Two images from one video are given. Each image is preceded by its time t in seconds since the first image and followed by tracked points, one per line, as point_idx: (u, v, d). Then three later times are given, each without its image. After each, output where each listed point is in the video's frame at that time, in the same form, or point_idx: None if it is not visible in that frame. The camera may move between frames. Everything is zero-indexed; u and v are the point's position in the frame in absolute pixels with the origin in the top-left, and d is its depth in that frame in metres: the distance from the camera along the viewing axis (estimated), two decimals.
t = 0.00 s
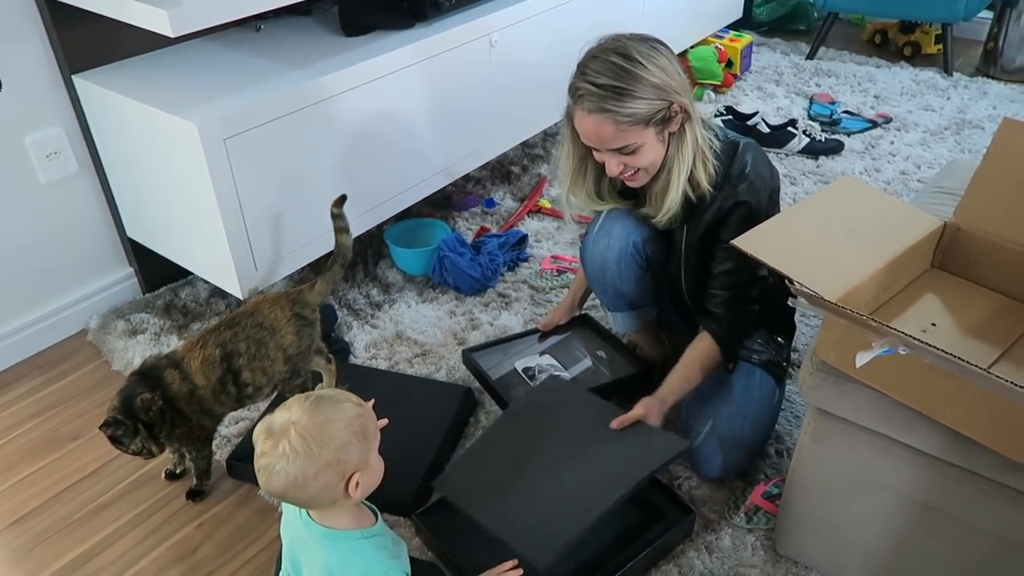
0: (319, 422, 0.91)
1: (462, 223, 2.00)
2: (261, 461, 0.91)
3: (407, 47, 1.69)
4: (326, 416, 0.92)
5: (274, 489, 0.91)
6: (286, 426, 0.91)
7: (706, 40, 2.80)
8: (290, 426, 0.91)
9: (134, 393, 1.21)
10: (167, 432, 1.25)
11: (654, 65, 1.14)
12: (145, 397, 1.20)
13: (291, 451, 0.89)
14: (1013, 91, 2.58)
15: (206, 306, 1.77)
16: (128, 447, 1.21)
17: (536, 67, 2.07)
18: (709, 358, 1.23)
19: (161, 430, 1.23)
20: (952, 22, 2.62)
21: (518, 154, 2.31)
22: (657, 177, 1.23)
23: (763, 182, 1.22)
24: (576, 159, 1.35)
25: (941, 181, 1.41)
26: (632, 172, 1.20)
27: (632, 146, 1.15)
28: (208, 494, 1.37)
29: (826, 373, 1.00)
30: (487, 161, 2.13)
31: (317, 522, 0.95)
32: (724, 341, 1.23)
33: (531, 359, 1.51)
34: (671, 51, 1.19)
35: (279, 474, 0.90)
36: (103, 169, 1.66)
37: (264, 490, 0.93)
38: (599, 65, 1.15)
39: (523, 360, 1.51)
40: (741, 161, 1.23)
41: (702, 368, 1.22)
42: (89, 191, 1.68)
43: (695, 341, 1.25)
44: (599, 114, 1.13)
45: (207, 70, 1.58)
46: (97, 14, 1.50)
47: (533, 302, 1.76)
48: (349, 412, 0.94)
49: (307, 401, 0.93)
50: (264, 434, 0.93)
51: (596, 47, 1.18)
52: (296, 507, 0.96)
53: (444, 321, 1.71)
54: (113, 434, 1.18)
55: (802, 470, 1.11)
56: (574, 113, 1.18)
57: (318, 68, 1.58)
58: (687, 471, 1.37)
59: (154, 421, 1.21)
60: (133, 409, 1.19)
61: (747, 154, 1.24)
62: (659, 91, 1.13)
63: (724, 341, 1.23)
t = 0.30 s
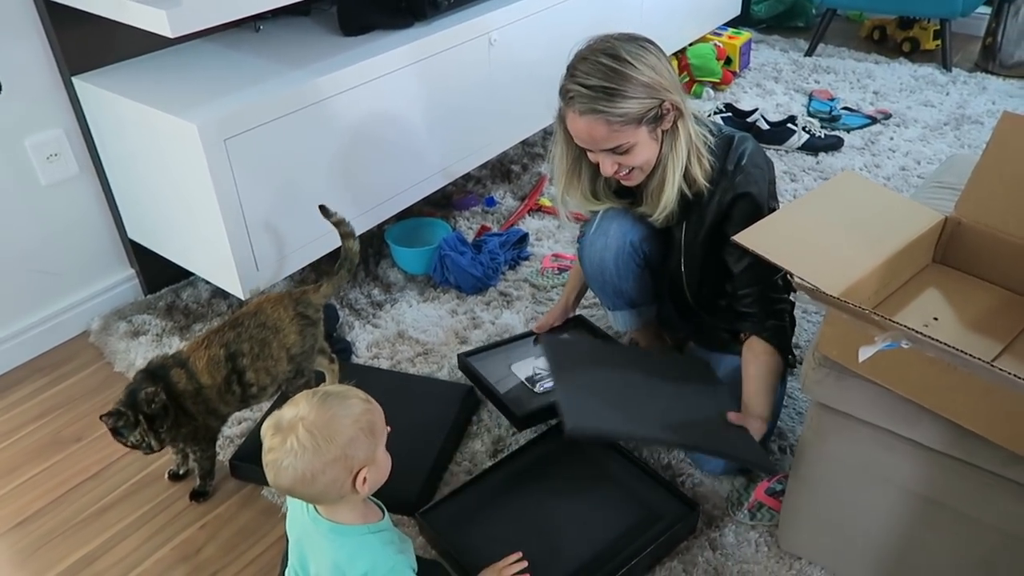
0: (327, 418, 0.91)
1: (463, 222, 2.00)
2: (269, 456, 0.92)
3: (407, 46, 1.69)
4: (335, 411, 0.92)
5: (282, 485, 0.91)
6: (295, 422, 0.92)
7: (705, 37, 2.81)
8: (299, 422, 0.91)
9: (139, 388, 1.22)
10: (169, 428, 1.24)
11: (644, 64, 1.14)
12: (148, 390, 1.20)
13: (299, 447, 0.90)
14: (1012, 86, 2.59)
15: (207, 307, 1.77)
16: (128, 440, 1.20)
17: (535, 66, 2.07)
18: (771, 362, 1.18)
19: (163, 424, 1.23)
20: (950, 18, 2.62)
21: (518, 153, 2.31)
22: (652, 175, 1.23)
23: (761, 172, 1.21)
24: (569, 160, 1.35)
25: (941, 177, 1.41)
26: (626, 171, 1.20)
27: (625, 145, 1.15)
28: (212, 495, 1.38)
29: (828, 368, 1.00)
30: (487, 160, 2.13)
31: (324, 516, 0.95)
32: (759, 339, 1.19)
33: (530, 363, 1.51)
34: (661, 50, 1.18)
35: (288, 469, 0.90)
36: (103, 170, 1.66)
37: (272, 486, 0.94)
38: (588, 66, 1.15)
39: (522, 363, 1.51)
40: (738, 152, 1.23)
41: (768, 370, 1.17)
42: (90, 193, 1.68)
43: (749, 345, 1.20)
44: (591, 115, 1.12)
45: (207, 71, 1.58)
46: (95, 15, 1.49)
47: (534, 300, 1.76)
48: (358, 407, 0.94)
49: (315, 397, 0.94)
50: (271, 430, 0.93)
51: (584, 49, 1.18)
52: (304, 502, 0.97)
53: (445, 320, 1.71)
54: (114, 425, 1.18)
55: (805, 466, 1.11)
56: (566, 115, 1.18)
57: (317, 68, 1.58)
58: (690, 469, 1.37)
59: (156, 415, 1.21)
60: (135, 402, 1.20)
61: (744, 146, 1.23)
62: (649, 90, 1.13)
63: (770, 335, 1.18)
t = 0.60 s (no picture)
0: (342, 399, 0.92)
1: (472, 211, 2.00)
2: (284, 432, 0.93)
3: (416, 34, 1.68)
4: (351, 394, 0.92)
5: (294, 461, 0.92)
6: (311, 400, 0.92)
7: (715, 25, 2.79)
8: (313, 401, 0.92)
9: (150, 376, 1.23)
10: (176, 417, 1.24)
11: (648, 57, 1.13)
12: (157, 377, 1.21)
13: (311, 425, 0.90)
14: None
15: (218, 296, 1.77)
16: (134, 426, 1.21)
17: (544, 55, 2.06)
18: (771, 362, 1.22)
19: (171, 413, 1.23)
20: (964, 4, 2.60)
21: (527, 143, 2.30)
22: (659, 170, 1.22)
23: (770, 166, 1.21)
24: (575, 155, 1.32)
25: (955, 163, 1.40)
26: (633, 166, 1.20)
27: (631, 140, 1.14)
28: (224, 482, 1.38)
29: (841, 355, 0.99)
30: (496, 149, 2.13)
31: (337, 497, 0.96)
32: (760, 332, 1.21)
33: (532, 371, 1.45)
34: (666, 43, 1.17)
35: (299, 446, 0.91)
36: (114, 161, 1.67)
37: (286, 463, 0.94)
38: (592, 60, 1.13)
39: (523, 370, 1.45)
40: (747, 145, 1.23)
41: (765, 371, 1.21)
42: (101, 183, 1.69)
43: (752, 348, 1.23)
44: (595, 110, 1.12)
45: (216, 60, 1.58)
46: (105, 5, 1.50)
47: (544, 289, 1.76)
48: (376, 393, 0.94)
49: (333, 378, 0.94)
50: (288, 406, 0.94)
51: (588, 43, 1.17)
52: (318, 482, 0.98)
53: (455, 309, 1.71)
54: (122, 411, 1.19)
55: (817, 453, 1.11)
56: (570, 111, 1.17)
57: (326, 57, 1.57)
58: (700, 456, 1.37)
59: (164, 403, 1.21)
60: (144, 389, 1.20)
61: (752, 139, 1.24)
62: (655, 84, 1.12)
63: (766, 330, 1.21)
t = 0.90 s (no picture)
0: (351, 385, 0.92)
1: (477, 197, 2.00)
2: (292, 409, 0.94)
3: (415, 22, 1.66)
4: (362, 383, 0.92)
5: (297, 436, 0.93)
6: (321, 379, 0.93)
7: (723, 12, 2.77)
8: (323, 384, 0.92)
9: (158, 356, 1.23)
10: (183, 398, 1.25)
11: (659, 58, 1.08)
12: (164, 358, 1.21)
13: (318, 405, 0.91)
14: None
15: (223, 279, 1.78)
16: (140, 406, 1.21)
17: (551, 40, 2.05)
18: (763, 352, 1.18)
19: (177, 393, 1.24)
20: None
21: (533, 128, 2.29)
22: (668, 173, 1.19)
23: (779, 165, 1.19)
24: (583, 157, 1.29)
25: (963, 151, 1.39)
26: (642, 170, 1.16)
27: (643, 144, 1.10)
28: (228, 463, 1.39)
29: (845, 341, 1.00)
30: (502, 135, 2.12)
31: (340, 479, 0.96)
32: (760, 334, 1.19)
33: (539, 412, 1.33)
34: (676, 42, 1.13)
35: (303, 424, 0.92)
36: (121, 143, 1.67)
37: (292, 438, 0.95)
38: (601, 62, 1.09)
39: (528, 412, 1.33)
40: (756, 143, 1.20)
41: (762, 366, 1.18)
42: (107, 166, 1.69)
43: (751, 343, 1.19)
44: (605, 114, 1.07)
45: (223, 42, 1.57)
46: None
47: (549, 274, 1.76)
48: (388, 385, 0.93)
49: (349, 361, 0.94)
50: (302, 380, 0.95)
51: (596, 44, 1.13)
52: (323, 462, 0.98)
53: (460, 294, 1.72)
54: (128, 390, 1.19)
55: (820, 439, 1.11)
56: (578, 115, 1.13)
57: (332, 40, 1.57)
58: (704, 442, 1.37)
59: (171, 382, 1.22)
60: (151, 368, 1.21)
61: (762, 135, 1.21)
62: (667, 86, 1.08)
63: (767, 329, 1.19)
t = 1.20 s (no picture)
0: (361, 392, 0.92)
1: (481, 192, 2.00)
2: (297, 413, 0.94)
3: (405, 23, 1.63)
4: (371, 390, 0.92)
5: (303, 442, 0.92)
6: (331, 385, 0.93)
7: (729, 10, 2.77)
8: (332, 390, 0.92)
9: (160, 348, 1.24)
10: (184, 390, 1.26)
11: (663, 78, 1.06)
12: (167, 350, 1.22)
13: (326, 411, 0.91)
14: None
15: (226, 271, 1.78)
16: (144, 397, 1.22)
17: (556, 37, 2.05)
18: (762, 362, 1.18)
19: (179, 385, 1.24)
20: None
21: (537, 124, 2.30)
22: (673, 193, 1.16)
23: (784, 177, 1.19)
24: (585, 181, 1.22)
25: (966, 153, 1.39)
26: (647, 192, 1.13)
27: (649, 167, 1.08)
28: (230, 455, 1.40)
29: (844, 343, 1.00)
30: (507, 130, 2.12)
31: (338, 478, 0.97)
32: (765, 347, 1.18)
33: (541, 455, 1.25)
34: (679, 61, 1.10)
35: (310, 431, 0.91)
36: (125, 134, 1.67)
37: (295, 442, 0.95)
38: (604, 84, 1.06)
39: (530, 455, 1.25)
40: (761, 155, 1.19)
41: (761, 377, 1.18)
42: (112, 157, 1.70)
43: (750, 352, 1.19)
44: (611, 138, 1.05)
45: (229, 35, 1.58)
46: None
47: (551, 271, 1.76)
48: (395, 392, 0.94)
49: (359, 367, 0.94)
50: (309, 384, 0.94)
51: (597, 65, 1.09)
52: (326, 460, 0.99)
53: (462, 290, 1.72)
54: (131, 381, 1.20)
55: (819, 440, 1.11)
56: (581, 137, 1.10)
57: (337, 34, 1.57)
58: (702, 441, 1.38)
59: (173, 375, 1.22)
60: (153, 361, 1.22)
61: (765, 148, 1.20)
62: (671, 107, 1.05)
63: (767, 339, 1.18)
